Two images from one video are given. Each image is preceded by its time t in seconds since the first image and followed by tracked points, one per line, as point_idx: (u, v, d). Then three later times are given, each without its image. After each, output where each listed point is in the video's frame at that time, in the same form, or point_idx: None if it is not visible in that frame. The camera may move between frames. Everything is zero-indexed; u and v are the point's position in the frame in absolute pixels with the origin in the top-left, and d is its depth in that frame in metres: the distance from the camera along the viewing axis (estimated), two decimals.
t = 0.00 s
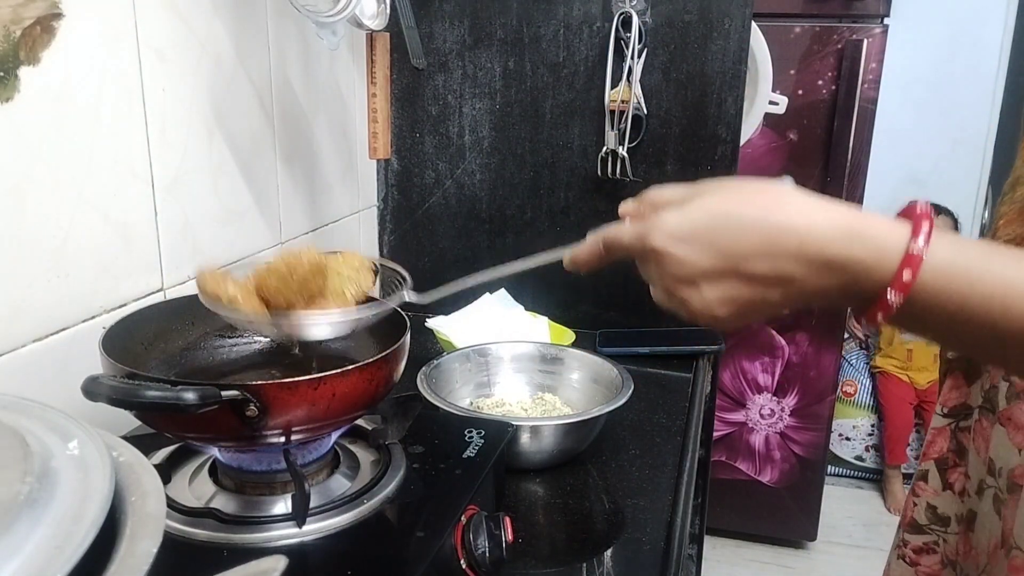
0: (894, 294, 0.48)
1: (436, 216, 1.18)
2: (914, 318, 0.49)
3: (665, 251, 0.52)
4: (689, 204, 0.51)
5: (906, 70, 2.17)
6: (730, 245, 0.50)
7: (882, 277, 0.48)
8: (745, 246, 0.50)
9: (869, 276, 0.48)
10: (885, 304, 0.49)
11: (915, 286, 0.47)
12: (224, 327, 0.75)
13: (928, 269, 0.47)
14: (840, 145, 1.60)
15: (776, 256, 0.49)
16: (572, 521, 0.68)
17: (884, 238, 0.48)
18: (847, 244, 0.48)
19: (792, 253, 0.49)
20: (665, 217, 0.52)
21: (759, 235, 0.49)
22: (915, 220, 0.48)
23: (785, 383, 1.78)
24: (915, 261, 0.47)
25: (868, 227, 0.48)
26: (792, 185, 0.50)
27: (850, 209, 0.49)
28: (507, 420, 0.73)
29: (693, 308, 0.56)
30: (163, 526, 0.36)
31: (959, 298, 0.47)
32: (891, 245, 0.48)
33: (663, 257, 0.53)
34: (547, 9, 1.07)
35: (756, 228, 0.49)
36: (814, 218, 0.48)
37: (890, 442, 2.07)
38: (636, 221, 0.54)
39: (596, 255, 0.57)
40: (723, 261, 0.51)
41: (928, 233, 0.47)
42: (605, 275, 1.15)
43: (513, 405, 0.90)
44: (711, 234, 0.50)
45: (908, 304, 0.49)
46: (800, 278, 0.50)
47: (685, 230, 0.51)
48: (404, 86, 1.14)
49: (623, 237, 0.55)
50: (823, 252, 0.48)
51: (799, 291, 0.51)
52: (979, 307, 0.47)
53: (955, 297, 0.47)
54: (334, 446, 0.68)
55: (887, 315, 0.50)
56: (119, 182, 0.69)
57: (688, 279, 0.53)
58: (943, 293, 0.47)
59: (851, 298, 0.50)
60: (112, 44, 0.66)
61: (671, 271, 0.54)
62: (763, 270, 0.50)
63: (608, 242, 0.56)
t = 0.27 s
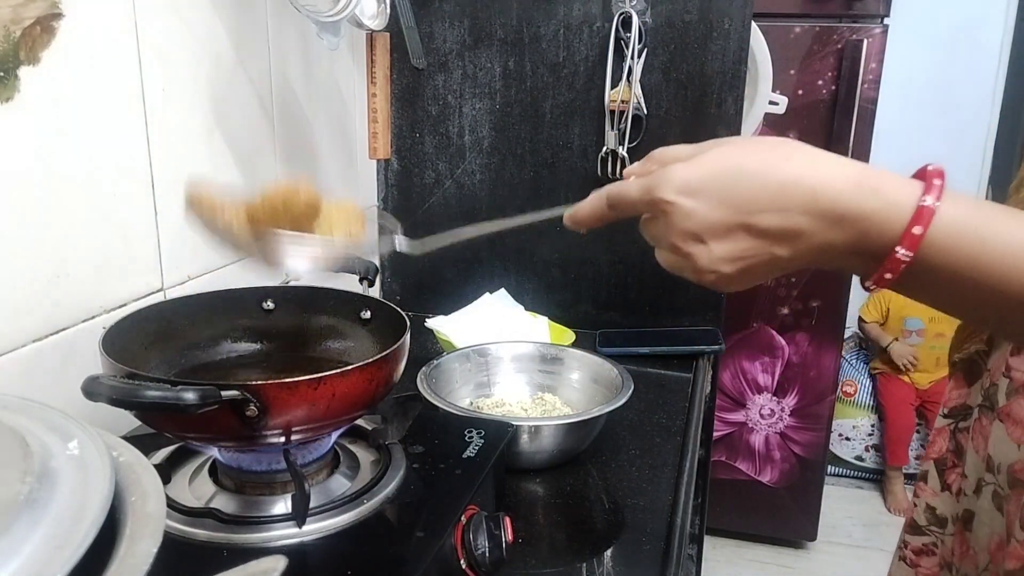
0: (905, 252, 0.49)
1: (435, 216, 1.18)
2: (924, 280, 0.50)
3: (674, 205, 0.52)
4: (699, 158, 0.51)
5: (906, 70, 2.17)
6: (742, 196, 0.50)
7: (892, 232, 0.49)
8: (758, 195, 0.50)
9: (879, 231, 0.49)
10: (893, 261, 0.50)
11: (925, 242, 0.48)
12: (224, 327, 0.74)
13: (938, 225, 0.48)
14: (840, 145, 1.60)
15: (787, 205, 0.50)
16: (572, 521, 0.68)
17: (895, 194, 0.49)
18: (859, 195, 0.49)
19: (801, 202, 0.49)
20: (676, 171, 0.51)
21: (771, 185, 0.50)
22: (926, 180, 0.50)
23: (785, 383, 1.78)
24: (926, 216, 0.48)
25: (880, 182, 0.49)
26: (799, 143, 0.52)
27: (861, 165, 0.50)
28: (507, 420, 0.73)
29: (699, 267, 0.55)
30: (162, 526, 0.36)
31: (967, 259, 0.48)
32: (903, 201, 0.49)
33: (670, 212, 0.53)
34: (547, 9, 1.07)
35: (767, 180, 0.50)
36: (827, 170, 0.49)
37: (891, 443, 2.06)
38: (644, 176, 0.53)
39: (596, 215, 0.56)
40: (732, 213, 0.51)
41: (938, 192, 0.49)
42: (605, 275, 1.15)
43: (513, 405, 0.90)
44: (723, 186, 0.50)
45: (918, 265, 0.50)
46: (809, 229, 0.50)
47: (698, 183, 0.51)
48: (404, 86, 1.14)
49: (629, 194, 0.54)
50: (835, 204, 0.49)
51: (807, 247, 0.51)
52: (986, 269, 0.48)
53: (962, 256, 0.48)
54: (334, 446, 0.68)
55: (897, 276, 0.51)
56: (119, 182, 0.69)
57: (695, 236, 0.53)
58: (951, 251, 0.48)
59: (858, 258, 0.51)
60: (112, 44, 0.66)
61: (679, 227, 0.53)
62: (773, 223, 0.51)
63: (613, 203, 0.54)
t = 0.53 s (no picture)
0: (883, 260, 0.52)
1: (435, 216, 1.18)
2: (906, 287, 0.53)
3: (654, 231, 0.57)
4: (675, 185, 0.57)
5: (906, 70, 2.16)
6: (718, 218, 0.55)
7: (867, 239, 0.52)
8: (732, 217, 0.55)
9: (854, 241, 0.53)
10: (873, 269, 0.53)
11: (902, 247, 0.52)
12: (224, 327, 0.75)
13: (912, 232, 0.52)
14: (840, 145, 1.60)
15: (761, 223, 0.54)
16: (572, 521, 0.68)
17: (868, 204, 0.53)
18: (830, 208, 0.53)
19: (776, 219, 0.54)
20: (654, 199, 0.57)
21: (744, 207, 0.54)
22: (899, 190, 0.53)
23: (785, 383, 1.78)
24: (899, 222, 0.51)
25: (852, 196, 0.53)
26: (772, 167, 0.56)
27: (833, 182, 0.54)
28: (507, 420, 0.73)
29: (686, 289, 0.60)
30: (163, 526, 0.36)
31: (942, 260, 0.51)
32: (875, 212, 0.52)
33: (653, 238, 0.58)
34: (548, 9, 1.07)
35: (741, 201, 0.54)
36: (796, 190, 0.54)
37: (893, 443, 2.06)
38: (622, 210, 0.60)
39: (584, 253, 0.63)
40: (711, 234, 0.56)
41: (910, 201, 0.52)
42: (604, 275, 1.15)
43: (513, 405, 0.90)
44: (699, 211, 0.56)
45: (898, 272, 0.53)
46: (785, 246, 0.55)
47: (676, 210, 0.56)
48: (404, 86, 1.14)
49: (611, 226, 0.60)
50: (808, 215, 0.53)
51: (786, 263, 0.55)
52: (960, 269, 0.51)
53: (938, 259, 0.51)
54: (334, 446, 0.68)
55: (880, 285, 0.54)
56: (119, 182, 0.69)
57: (678, 259, 0.58)
58: (928, 254, 0.51)
59: (840, 270, 0.55)
60: (112, 44, 0.66)
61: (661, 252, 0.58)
62: (751, 241, 0.55)
63: (598, 240, 0.61)
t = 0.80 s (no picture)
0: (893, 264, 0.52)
1: (435, 216, 1.18)
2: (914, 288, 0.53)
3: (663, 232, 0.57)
4: (684, 186, 0.56)
5: (906, 70, 2.17)
6: (727, 221, 0.55)
7: (878, 245, 0.52)
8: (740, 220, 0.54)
9: (863, 245, 0.52)
10: (882, 274, 0.52)
11: (911, 254, 0.51)
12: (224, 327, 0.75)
13: (923, 237, 0.51)
14: (840, 145, 1.60)
15: (772, 227, 0.54)
16: (572, 521, 0.68)
17: (879, 208, 0.52)
18: (841, 212, 0.52)
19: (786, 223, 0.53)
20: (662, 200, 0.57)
21: (753, 209, 0.54)
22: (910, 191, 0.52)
23: (785, 383, 1.78)
24: (910, 228, 0.51)
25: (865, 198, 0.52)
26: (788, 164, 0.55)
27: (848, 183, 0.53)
28: (507, 420, 0.73)
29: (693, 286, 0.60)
30: (163, 526, 0.36)
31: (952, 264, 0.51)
32: (887, 215, 0.51)
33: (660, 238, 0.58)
34: (548, 9, 1.07)
35: (751, 204, 0.54)
36: (808, 191, 0.53)
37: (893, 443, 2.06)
38: (632, 208, 0.59)
39: (593, 244, 0.63)
40: (719, 237, 0.56)
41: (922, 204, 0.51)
42: (604, 275, 1.15)
43: (513, 405, 0.90)
44: (706, 212, 0.55)
45: (908, 275, 0.52)
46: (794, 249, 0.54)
47: (684, 211, 0.56)
48: (404, 85, 1.14)
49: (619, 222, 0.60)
50: (817, 221, 0.52)
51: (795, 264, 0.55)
52: (968, 270, 0.50)
53: (949, 262, 0.51)
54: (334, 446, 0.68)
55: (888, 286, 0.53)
56: (120, 182, 0.69)
57: (687, 259, 0.58)
58: (940, 258, 0.51)
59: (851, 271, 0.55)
60: (112, 44, 0.66)
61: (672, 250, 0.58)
62: (760, 244, 0.55)
63: (606, 233, 0.61)
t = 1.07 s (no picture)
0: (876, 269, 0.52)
1: (435, 216, 1.18)
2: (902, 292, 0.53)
3: (651, 238, 0.57)
4: (672, 193, 0.57)
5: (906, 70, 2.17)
6: (714, 227, 0.55)
7: (862, 250, 0.52)
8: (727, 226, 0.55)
9: (848, 250, 0.53)
10: (865, 279, 0.53)
11: (896, 259, 0.51)
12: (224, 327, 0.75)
13: (907, 242, 0.51)
14: (840, 145, 1.60)
15: (758, 234, 0.54)
16: (572, 521, 0.68)
17: (861, 214, 0.52)
18: (826, 219, 0.53)
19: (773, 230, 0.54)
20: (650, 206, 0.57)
21: (739, 215, 0.54)
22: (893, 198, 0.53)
23: (785, 383, 1.78)
24: (893, 233, 0.51)
25: (844, 204, 0.53)
26: (769, 171, 0.56)
27: (829, 190, 0.54)
28: (507, 420, 0.73)
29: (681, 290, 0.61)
30: (163, 526, 0.36)
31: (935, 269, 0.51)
32: (869, 222, 0.52)
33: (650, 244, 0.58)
34: (548, 9, 1.07)
35: (736, 209, 0.54)
36: (792, 198, 0.53)
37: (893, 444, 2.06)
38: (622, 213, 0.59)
39: (582, 247, 0.63)
40: (708, 243, 0.56)
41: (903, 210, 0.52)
42: (605, 276, 1.15)
43: (513, 405, 0.90)
44: (695, 220, 0.56)
45: (892, 279, 0.52)
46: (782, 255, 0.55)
47: (671, 217, 0.56)
48: (404, 85, 1.14)
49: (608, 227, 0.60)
50: (804, 227, 0.53)
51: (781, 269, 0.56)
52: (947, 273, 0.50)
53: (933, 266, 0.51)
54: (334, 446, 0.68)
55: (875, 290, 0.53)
56: (119, 182, 0.69)
57: (675, 265, 0.58)
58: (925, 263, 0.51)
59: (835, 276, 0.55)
60: (112, 44, 0.66)
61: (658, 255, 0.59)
62: (746, 250, 0.55)
63: (593, 236, 0.62)
